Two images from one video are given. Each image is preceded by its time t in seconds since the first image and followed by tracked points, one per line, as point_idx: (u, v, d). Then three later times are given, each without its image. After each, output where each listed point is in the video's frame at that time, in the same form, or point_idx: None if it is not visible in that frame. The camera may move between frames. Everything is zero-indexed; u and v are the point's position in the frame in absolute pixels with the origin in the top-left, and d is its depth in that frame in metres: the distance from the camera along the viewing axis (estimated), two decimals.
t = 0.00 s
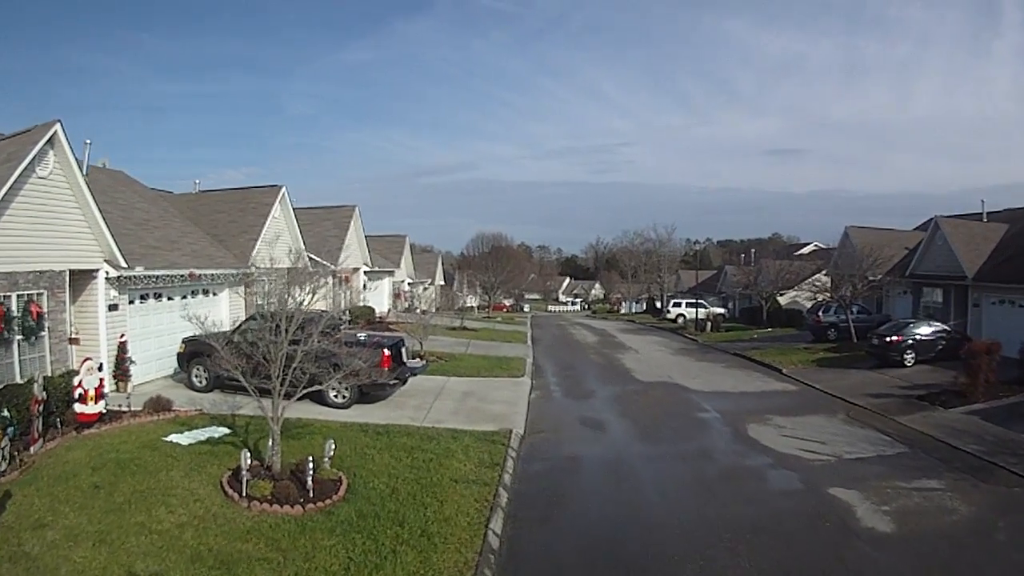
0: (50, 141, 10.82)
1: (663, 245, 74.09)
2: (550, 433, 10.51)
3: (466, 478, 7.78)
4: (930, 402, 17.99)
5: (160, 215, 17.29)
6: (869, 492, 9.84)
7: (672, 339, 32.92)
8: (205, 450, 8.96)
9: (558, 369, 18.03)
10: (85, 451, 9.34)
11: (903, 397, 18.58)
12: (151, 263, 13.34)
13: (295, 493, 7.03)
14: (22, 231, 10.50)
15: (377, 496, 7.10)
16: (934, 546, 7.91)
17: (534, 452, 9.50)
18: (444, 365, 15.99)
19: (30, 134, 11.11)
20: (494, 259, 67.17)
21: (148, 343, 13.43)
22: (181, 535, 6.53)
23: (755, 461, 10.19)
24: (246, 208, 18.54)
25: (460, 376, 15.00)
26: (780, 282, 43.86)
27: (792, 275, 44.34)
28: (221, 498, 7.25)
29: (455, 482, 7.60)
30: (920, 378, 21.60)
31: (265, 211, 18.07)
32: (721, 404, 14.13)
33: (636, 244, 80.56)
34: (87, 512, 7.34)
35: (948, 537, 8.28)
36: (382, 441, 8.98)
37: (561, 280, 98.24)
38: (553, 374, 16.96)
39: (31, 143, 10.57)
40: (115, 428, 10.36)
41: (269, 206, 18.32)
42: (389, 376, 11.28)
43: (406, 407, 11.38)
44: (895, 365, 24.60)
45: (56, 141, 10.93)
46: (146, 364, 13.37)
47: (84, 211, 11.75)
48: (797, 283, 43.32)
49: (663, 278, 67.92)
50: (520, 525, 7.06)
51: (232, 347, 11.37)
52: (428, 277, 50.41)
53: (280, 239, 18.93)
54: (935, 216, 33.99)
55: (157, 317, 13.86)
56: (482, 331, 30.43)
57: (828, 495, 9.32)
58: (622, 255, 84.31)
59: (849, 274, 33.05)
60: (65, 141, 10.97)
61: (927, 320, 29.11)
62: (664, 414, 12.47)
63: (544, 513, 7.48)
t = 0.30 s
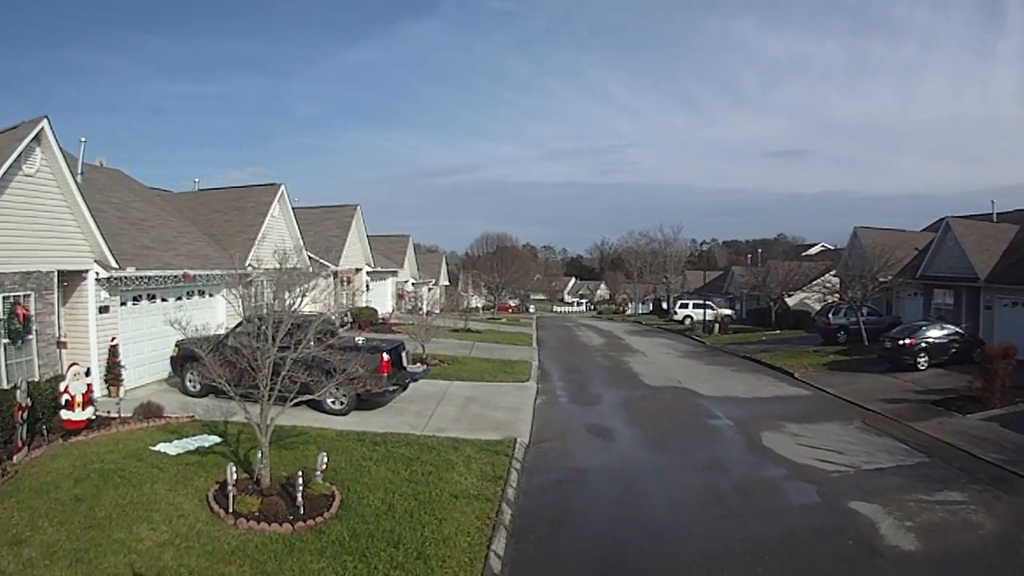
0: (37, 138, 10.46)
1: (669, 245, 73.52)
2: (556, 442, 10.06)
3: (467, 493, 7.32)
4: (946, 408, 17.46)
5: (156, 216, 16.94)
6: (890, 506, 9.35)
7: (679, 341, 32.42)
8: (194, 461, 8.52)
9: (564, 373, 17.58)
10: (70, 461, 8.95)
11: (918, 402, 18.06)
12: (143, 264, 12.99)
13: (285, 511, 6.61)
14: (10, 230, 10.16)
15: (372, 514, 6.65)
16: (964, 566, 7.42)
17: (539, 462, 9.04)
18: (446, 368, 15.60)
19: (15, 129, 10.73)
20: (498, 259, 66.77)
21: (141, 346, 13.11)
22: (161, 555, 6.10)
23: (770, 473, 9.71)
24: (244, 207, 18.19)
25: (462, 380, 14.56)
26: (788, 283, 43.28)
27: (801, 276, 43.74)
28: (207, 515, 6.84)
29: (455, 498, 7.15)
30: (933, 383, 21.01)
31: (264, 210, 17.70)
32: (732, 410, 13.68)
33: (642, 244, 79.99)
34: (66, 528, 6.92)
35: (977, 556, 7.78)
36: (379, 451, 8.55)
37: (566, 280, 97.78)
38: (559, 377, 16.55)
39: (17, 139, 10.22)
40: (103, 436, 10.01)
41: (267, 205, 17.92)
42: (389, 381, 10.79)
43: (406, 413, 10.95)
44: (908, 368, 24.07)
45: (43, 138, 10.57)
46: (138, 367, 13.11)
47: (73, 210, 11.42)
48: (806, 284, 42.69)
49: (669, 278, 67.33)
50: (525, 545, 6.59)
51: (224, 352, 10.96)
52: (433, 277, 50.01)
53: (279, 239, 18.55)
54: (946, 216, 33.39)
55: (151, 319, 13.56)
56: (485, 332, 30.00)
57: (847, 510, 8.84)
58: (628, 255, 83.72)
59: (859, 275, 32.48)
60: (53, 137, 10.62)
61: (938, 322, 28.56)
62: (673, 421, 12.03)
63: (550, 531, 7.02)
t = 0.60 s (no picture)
0: (21, 133, 10.06)
1: (674, 244, 72.94)
2: (561, 450, 9.61)
3: (466, 508, 6.87)
4: (963, 412, 16.93)
5: (150, 215, 16.57)
6: (912, 519, 8.85)
7: (686, 342, 31.80)
8: (178, 472, 8.22)
9: (569, 375, 17.12)
10: (51, 470, 8.56)
11: (933, 406, 17.54)
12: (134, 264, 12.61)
13: (270, 529, 6.18)
14: None
15: (363, 532, 6.21)
16: None
17: (544, 474, 8.57)
18: (447, 371, 15.17)
19: None
20: (503, 258, 66.35)
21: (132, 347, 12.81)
22: None
23: (784, 484, 9.24)
24: (241, 205, 17.80)
25: (463, 383, 14.15)
26: (796, 283, 42.71)
27: (809, 276, 43.17)
28: (189, 532, 6.43)
29: (453, 514, 6.70)
30: (947, 385, 20.45)
31: (261, 208, 17.31)
32: (743, 414, 13.22)
33: (647, 243, 79.44)
34: (39, 543, 6.53)
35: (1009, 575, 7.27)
36: (374, 461, 8.11)
37: (570, 279, 97.27)
38: (563, 380, 16.13)
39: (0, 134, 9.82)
40: (88, 444, 9.71)
41: (264, 202, 17.50)
42: (386, 385, 10.31)
43: (404, 419, 10.51)
44: (920, 370, 23.54)
45: (28, 133, 10.18)
46: (128, 369, 12.82)
47: (60, 208, 11.02)
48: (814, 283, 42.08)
49: (675, 277, 66.75)
50: (528, 565, 6.13)
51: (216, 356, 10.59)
52: (436, 276, 49.64)
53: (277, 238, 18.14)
54: (958, 215, 32.77)
55: (142, 321, 13.24)
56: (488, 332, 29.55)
57: (867, 524, 8.35)
58: (633, 254, 83.19)
59: (869, 274, 31.92)
60: (38, 133, 10.23)
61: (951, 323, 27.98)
62: (683, 426, 11.59)
63: (553, 547, 6.58)
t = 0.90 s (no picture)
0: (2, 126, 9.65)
1: (677, 243, 72.35)
2: (566, 459, 9.14)
3: (463, 526, 6.38)
4: (978, 416, 16.38)
5: (142, 212, 16.15)
6: (936, 534, 8.32)
7: (691, 343, 31.32)
8: (158, 484, 7.96)
9: (573, 377, 16.67)
10: (27, 480, 8.14)
11: (948, 410, 17.00)
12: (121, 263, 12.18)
13: (251, 551, 5.70)
14: None
15: (351, 553, 5.74)
16: None
17: (547, 485, 8.10)
18: (446, 373, 14.70)
19: None
20: (505, 257, 65.89)
21: (120, 348, 12.45)
22: None
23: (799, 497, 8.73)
24: (235, 202, 17.36)
25: (464, 386, 13.69)
26: (802, 282, 42.14)
27: (815, 275, 42.62)
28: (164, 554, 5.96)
29: (449, 533, 6.21)
30: (961, 389, 19.89)
31: (255, 205, 16.86)
32: (753, 419, 12.75)
33: (650, 242, 78.86)
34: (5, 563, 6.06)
35: None
36: (367, 472, 7.62)
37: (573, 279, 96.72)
38: (567, 382, 15.68)
39: None
40: (69, 450, 9.33)
41: (259, 200, 17.05)
42: (381, 389, 9.79)
43: (402, 425, 10.04)
44: (932, 373, 23.00)
45: (9, 126, 9.76)
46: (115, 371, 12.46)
47: (44, 205, 10.59)
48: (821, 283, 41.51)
49: (679, 276, 66.16)
50: None
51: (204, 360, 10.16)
52: (437, 275, 49.19)
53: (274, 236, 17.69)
54: (968, 214, 32.17)
55: (131, 320, 12.89)
56: (491, 332, 29.03)
57: (889, 541, 7.84)
58: (636, 253, 82.62)
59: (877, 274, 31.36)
60: (21, 127, 9.83)
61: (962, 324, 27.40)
62: (692, 433, 11.11)
63: (557, 568, 6.11)
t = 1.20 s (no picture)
0: None
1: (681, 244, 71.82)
2: (569, 471, 8.64)
3: (455, 550, 5.87)
4: (995, 422, 15.83)
5: (133, 211, 15.71)
6: (962, 553, 7.78)
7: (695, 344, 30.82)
8: (134, 499, 7.62)
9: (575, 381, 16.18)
10: None
11: (963, 416, 16.46)
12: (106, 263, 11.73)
13: None
14: None
15: None
16: None
17: (549, 501, 7.60)
18: (446, 377, 14.21)
19: None
20: (507, 257, 65.43)
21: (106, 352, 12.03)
22: None
23: (815, 512, 8.22)
24: (229, 201, 16.91)
25: (463, 391, 13.21)
26: (808, 284, 41.60)
27: (821, 276, 42.08)
28: None
29: (441, 558, 5.71)
30: (975, 393, 19.35)
31: (249, 204, 16.41)
32: (763, 426, 12.24)
33: (653, 242, 78.37)
34: None
35: None
36: (355, 486, 7.15)
37: (576, 279, 96.33)
38: (569, 387, 15.21)
39: None
40: (48, 459, 8.91)
41: (253, 198, 16.59)
42: (373, 397, 9.29)
43: (396, 434, 9.55)
44: (944, 377, 22.46)
45: None
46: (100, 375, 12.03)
47: (26, 203, 10.11)
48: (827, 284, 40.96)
49: (682, 277, 65.65)
50: None
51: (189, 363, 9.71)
52: (439, 276, 48.73)
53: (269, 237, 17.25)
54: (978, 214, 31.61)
55: (117, 323, 12.46)
56: (492, 334, 28.54)
57: (913, 561, 7.30)
58: (639, 254, 82.05)
59: (885, 275, 30.83)
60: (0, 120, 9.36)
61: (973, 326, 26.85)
62: (700, 442, 10.62)
63: None
